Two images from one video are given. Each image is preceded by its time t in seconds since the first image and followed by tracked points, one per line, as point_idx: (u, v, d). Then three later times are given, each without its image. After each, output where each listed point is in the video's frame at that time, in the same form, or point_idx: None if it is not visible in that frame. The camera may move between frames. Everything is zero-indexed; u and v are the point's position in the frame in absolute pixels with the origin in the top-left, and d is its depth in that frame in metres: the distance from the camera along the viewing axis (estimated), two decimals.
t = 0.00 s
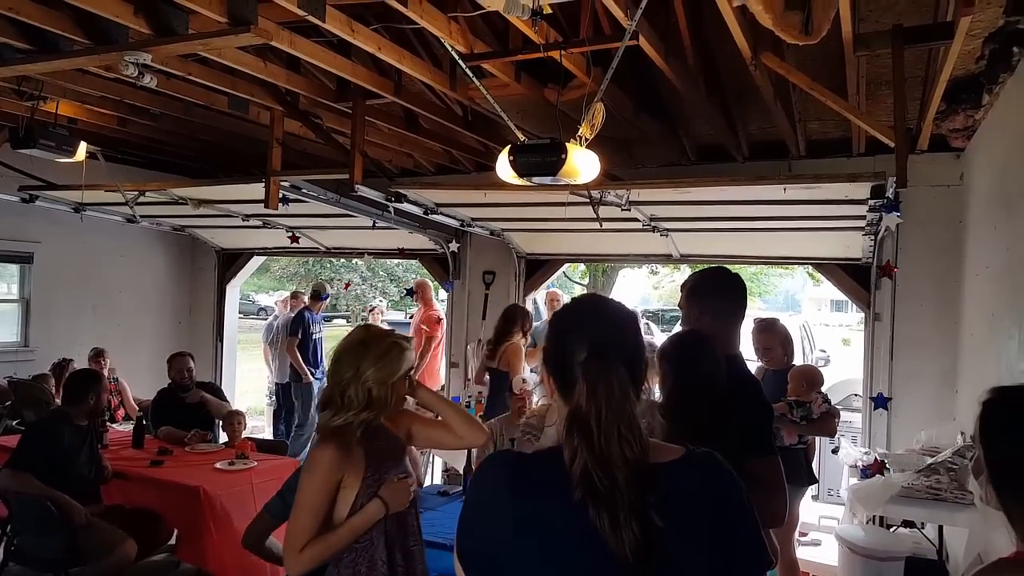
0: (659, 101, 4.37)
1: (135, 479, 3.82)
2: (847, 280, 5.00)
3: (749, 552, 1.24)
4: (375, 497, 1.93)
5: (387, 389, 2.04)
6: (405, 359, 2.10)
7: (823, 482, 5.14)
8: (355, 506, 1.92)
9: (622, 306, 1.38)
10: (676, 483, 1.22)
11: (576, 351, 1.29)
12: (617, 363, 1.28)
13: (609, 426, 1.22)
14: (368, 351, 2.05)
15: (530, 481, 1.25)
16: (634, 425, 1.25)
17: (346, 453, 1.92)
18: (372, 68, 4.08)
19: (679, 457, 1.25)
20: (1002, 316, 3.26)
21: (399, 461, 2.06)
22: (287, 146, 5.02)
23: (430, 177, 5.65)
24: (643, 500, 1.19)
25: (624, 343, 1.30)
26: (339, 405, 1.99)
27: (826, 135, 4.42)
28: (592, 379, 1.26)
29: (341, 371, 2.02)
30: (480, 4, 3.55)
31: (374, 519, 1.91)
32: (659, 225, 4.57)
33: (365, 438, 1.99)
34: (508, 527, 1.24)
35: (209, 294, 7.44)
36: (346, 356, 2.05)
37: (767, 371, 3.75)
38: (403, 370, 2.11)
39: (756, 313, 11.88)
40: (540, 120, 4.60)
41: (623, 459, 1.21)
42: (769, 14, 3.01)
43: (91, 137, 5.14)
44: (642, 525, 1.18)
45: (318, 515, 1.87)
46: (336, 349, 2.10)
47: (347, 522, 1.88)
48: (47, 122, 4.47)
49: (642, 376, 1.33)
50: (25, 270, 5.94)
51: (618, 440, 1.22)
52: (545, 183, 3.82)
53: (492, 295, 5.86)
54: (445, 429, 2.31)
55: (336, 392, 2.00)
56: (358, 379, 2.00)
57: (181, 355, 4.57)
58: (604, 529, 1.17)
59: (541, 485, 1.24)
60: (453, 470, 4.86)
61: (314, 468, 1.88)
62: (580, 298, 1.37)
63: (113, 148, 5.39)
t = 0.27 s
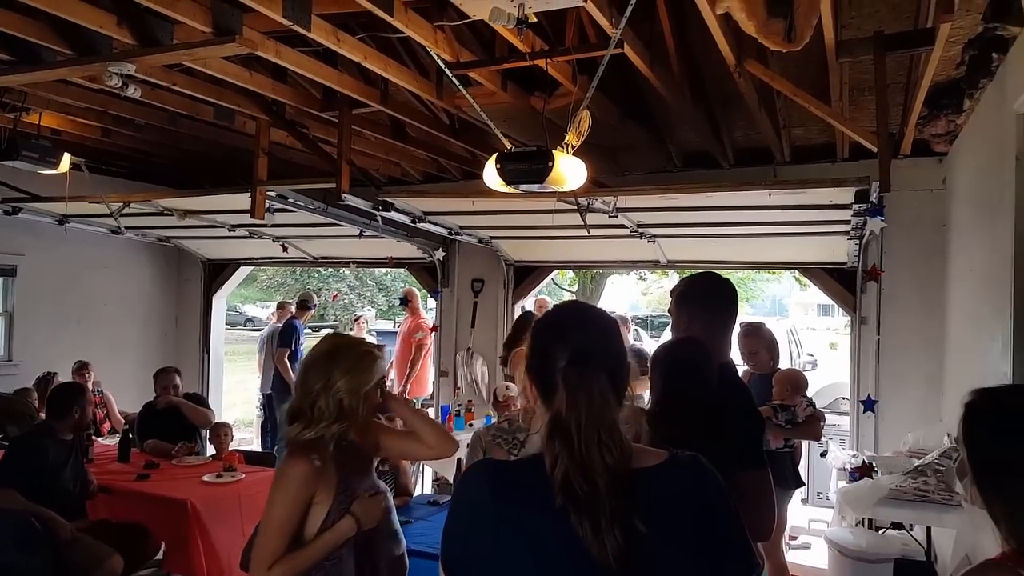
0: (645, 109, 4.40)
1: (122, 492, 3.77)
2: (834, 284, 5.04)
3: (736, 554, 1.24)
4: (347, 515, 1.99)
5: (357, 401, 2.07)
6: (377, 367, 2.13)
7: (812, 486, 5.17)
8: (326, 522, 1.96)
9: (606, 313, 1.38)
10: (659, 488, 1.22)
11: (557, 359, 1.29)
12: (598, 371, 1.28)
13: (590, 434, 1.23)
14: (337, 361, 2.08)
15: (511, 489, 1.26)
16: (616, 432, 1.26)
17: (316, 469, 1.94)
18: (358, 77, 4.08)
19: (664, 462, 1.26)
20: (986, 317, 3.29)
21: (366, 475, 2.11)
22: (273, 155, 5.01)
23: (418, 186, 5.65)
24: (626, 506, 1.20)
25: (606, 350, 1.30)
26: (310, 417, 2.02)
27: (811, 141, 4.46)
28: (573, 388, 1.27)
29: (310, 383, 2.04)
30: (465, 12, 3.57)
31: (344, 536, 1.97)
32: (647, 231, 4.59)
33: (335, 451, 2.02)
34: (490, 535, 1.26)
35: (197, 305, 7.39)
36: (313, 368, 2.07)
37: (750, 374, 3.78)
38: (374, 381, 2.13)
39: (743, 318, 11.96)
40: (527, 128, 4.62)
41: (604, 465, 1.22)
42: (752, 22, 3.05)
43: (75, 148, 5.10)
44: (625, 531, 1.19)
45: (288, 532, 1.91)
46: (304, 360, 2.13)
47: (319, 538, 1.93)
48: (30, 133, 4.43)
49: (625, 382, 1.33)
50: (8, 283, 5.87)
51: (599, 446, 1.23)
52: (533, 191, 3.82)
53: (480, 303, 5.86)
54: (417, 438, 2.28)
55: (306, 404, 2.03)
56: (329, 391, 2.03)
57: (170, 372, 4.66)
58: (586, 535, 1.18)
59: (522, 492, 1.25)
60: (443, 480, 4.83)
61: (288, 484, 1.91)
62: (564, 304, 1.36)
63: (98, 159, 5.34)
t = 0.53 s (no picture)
0: (626, 114, 4.42)
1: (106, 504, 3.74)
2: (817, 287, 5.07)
3: (722, 552, 1.23)
4: (324, 527, 2.02)
5: (326, 409, 2.05)
6: (346, 373, 2.09)
7: (797, 487, 5.19)
8: (302, 533, 1.98)
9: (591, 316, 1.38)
10: (642, 491, 1.21)
11: (539, 363, 1.30)
12: (581, 375, 1.28)
13: (571, 438, 1.24)
14: (304, 370, 2.03)
15: (493, 493, 1.26)
16: (598, 435, 1.26)
17: (292, 481, 1.95)
18: (340, 84, 4.07)
19: (647, 463, 1.25)
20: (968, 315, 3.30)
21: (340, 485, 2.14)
22: (256, 163, 4.99)
23: (402, 192, 5.65)
24: (608, 509, 1.20)
25: (588, 353, 1.30)
26: (278, 429, 1.99)
27: (792, 145, 4.49)
28: (554, 392, 1.27)
29: (277, 394, 2.01)
30: (447, 18, 3.56)
31: (321, 548, 2.00)
32: (631, 236, 4.60)
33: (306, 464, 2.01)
34: (472, 538, 1.26)
35: (181, 314, 7.35)
36: (281, 377, 2.03)
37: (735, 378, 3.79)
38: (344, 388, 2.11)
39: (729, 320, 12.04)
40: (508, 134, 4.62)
41: (586, 468, 1.22)
42: (731, 27, 3.05)
43: (54, 157, 5.06)
44: (607, 533, 1.19)
45: (263, 543, 1.89)
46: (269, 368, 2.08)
47: (295, 549, 1.94)
48: (9, 143, 4.39)
49: (608, 384, 1.32)
50: None
51: (580, 449, 1.23)
52: (516, 197, 3.82)
53: (465, 309, 5.86)
54: (386, 457, 2.34)
55: (274, 416, 2.00)
56: (295, 402, 2.00)
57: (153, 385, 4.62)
58: (567, 538, 1.19)
59: (504, 496, 1.25)
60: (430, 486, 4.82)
61: (262, 495, 1.89)
62: (548, 310, 1.37)
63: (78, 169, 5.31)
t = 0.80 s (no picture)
0: (619, 117, 4.43)
1: (99, 508, 3.74)
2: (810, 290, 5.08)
3: (718, 558, 1.21)
4: (319, 529, 2.03)
5: (314, 414, 2.04)
6: (332, 379, 2.10)
7: (792, 491, 5.18)
8: (298, 537, 1.97)
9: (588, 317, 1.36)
10: (633, 495, 1.20)
11: (535, 364, 1.29)
12: (573, 377, 1.26)
13: (562, 440, 1.22)
14: (292, 374, 2.05)
15: (485, 495, 1.28)
16: (590, 437, 1.23)
17: (286, 485, 1.93)
18: (334, 88, 4.08)
19: (641, 466, 1.23)
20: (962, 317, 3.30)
21: (329, 488, 2.14)
22: (250, 167, 5.00)
23: (396, 196, 5.67)
24: (599, 514, 1.19)
25: (583, 356, 1.28)
26: (268, 434, 1.98)
27: (785, 148, 4.49)
28: (546, 394, 1.25)
29: (264, 400, 2.02)
30: (439, 23, 3.58)
31: (317, 551, 2.00)
32: (624, 239, 4.60)
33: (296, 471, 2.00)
34: (464, 540, 1.28)
35: (177, 317, 7.37)
36: (268, 383, 2.04)
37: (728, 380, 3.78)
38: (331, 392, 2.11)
39: (724, 324, 12.07)
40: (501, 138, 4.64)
41: (577, 473, 1.20)
42: (723, 30, 3.06)
43: (49, 161, 5.07)
44: (598, 538, 1.18)
45: (260, 545, 1.86)
46: (257, 372, 2.10)
47: (292, 553, 1.93)
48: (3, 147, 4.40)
49: (604, 387, 1.30)
50: None
51: (572, 453, 1.21)
52: (509, 200, 3.83)
53: (459, 313, 5.86)
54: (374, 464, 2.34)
55: (261, 422, 1.99)
56: (282, 407, 2.00)
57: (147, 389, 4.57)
58: (556, 542, 1.19)
59: (495, 496, 1.27)
60: (424, 491, 4.81)
61: (256, 501, 1.87)
62: (543, 312, 1.35)
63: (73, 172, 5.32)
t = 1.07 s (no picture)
0: (614, 125, 4.44)
1: (94, 516, 3.72)
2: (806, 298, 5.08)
3: (717, 567, 1.18)
4: (322, 532, 2.01)
5: (319, 418, 2.06)
6: (335, 383, 2.12)
7: (789, 500, 5.17)
8: (303, 541, 1.95)
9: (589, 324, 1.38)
10: (626, 502, 1.18)
11: (535, 370, 1.30)
12: (571, 385, 1.26)
13: (557, 447, 1.22)
14: (294, 380, 2.07)
15: (483, 501, 1.27)
16: (586, 445, 1.23)
17: (291, 489, 1.92)
18: (331, 96, 4.10)
19: (640, 472, 1.22)
20: (957, 325, 3.29)
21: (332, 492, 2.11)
22: (246, 175, 5.01)
23: (392, 204, 5.68)
24: (594, 520, 1.17)
25: (582, 364, 1.29)
26: (275, 438, 1.99)
27: (780, 156, 4.51)
28: (542, 401, 1.26)
29: (268, 405, 2.03)
30: (435, 31, 3.59)
31: (323, 554, 1.98)
32: (620, 247, 4.61)
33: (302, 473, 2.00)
34: (460, 546, 1.27)
35: (172, 324, 7.36)
36: (272, 389, 2.06)
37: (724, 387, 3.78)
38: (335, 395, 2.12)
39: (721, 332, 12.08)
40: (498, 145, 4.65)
41: (571, 480, 1.19)
42: (718, 39, 3.07)
43: (46, 169, 5.08)
44: (591, 545, 1.16)
45: (264, 553, 1.86)
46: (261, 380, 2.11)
47: (297, 557, 1.92)
48: None
49: (603, 395, 1.30)
50: None
51: (566, 459, 1.20)
52: (505, 207, 3.83)
53: (455, 321, 5.86)
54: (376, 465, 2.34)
55: (267, 429, 2.00)
56: (287, 411, 2.02)
57: (145, 396, 4.57)
58: (551, 547, 1.17)
59: (492, 501, 1.27)
60: (420, 499, 4.79)
61: (260, 506, 1.87)
62: (541, 319, 1.36)
63: (70, 181, 5.33)
